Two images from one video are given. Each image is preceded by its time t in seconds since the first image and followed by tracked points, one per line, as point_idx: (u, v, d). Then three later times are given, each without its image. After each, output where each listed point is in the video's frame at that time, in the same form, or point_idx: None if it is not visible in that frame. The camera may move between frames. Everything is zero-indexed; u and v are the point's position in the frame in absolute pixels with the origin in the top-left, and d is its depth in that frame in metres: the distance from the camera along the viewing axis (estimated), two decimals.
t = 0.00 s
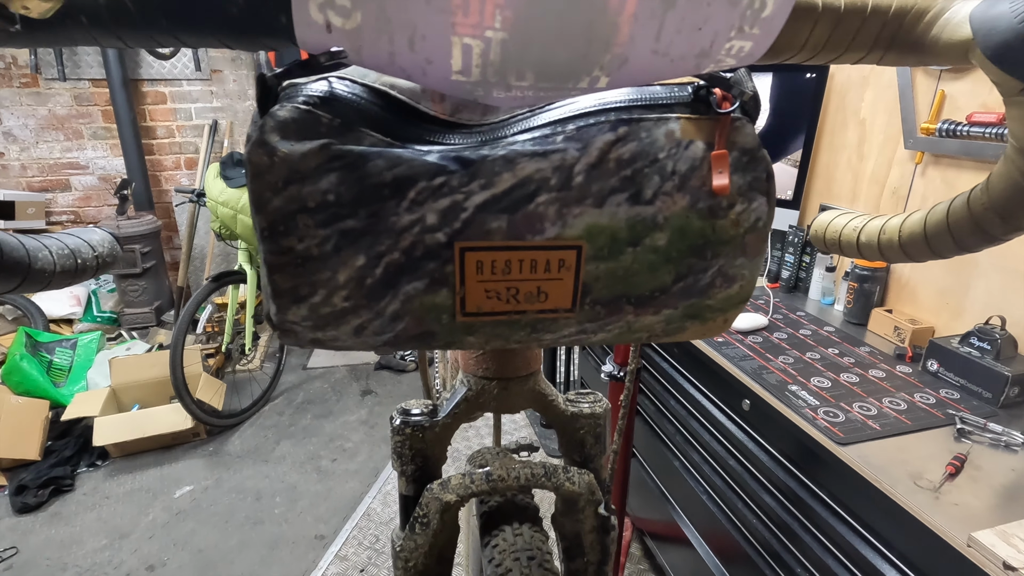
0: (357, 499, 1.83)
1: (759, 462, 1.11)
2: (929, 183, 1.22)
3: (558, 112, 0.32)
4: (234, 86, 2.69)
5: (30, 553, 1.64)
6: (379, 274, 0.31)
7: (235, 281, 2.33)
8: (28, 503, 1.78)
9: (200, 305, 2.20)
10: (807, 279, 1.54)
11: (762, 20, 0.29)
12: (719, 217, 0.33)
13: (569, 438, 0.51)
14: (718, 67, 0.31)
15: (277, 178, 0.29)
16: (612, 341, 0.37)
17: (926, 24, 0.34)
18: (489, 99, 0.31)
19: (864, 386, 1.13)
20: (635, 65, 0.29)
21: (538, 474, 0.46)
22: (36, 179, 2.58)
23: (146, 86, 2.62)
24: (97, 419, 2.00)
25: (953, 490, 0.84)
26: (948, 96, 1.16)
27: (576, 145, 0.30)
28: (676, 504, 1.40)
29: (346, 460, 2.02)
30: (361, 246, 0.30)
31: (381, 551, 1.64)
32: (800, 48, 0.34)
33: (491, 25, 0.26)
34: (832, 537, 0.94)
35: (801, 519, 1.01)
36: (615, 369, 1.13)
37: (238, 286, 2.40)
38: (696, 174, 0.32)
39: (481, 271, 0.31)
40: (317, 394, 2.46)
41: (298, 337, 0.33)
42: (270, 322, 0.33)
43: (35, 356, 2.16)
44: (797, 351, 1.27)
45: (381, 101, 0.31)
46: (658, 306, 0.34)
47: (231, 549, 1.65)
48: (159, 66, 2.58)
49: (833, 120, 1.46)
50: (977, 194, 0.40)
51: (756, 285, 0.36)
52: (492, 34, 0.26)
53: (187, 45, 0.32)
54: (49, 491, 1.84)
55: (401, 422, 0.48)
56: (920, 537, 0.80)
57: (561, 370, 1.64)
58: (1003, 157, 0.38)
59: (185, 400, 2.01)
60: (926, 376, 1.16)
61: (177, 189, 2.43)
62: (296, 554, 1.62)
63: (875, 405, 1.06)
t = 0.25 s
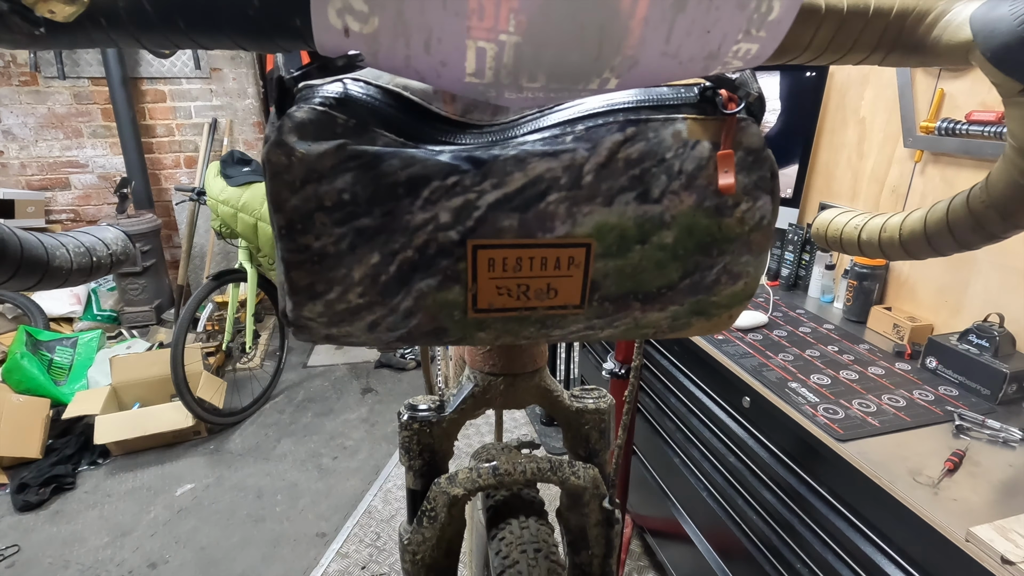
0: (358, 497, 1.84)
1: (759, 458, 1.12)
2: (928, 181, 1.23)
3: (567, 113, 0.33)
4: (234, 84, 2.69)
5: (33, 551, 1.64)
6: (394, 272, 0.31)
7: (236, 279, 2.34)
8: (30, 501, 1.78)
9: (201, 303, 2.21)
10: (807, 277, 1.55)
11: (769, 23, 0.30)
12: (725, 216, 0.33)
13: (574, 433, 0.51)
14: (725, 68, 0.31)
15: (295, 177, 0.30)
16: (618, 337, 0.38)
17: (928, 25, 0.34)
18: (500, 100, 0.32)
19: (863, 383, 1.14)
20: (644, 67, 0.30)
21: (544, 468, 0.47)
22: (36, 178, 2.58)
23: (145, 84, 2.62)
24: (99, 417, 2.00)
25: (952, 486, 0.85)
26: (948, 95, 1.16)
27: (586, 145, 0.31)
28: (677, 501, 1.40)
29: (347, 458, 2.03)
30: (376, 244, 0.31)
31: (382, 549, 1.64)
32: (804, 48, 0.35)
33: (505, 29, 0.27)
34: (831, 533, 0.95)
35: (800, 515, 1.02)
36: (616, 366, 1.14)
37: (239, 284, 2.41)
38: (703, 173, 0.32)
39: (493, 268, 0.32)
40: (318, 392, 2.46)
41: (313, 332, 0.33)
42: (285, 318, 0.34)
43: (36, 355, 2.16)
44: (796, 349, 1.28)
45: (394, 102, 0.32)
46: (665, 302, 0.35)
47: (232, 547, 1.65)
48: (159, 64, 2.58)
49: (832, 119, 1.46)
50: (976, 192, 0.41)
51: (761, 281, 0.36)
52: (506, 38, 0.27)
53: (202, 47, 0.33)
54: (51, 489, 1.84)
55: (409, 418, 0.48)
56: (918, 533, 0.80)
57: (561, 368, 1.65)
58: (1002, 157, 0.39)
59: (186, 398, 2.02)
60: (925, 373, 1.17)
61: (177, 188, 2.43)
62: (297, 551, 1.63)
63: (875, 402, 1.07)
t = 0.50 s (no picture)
0: (358, 495, 1.84)
1: (758, 456, 1.12)
2: (927, 179, 1.23)
3: (570, 108, 0.32)
4: (232, 82, 2.69)
5: (32, 550, 1.64)
6: (397, 268, 0.31)
7: (235, 278, 2.34)
8: (29, 500, 1.78)
9: (200, 302, 2.20)
10: (806, 275, 1.56)
11: (771, 17, 0.30)
12: (728, 211, 0.33)
13: (575, 430, 0.51)
14: (729, 62, 0.31)
15: (298, 174, 0.30)
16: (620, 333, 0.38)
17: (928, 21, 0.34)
18: (504, 96, 0.32)
19: (862, 380, 1.14)
20: (648, 62, 0.30)
21: (546, 464, 0.47)
22: (34, 176, 2.57)
23: (143, 83, 2.61)
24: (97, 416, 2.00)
25: (951, 482, 0.85)
26: (946, 92, 1.16)
27: (588, 141, 0.31)
28: (676, 499, 1.41)
29: (346, 456, 2.03)
30: (379, 240, 0.31)
31: (382, 547, 1.64)
32: (805, 45, 0.35)
33: (508, 26, 0.27)
34: (830, 529, 0.95)
35: (799, 512, 1.02)
36: (616, 364, 1.15)
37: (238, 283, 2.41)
38: (706, 169, 0.32)
39: (496, 264, 0.32)
40: (317, 390, 2.46)
41: (316, 329, 0.33)
42: (288, 315, 0.34)
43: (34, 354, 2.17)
44: (796, 346, 1.28)
45: (396, 98, 0.32)
46: (667, 298, 0.35)
47: (232, 545, 1.66)
48: (157, 62, 2.58)
49: (831, 116, 1.46)
50: (977, 188, 0.41)
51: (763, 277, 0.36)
52: (510, 35, 0.27)
53: (203, 44, 0.33)
54: (50, 488, 1.84)
55: (410, 415, 0.48)
56: (917, 529, 0.81)
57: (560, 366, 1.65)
58: (1003, 152, 0.39)
59: (185, 396, 2.02)
60: (923, 371, 1.17)
61: (176, 187, 2.43)
62: (297, 549, 1.63)
63: (874, 399, 1.07)
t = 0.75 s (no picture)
0: (358, 494, 1.83)
1: (760, 454, 1.12)
2: (930, 175, 1.22)
3: (577, 95, 0.32)
4: (231, 80, 2.69)
5: (31, 549, 1.63)
6: (400, 259, 0.31)
7: (234, 276, 2.33)
8: (27, 500, 1.77)
9: (199, 300, 2.19)
10: (807, 272, 1.55)
11: None
12: (740, 201, 0.33)
13: (580, 427, 0.51)
14: (743, 45, 0.31)
15: (299, 161, 0.29)
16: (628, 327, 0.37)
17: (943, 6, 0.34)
18: (510, 81, 0.31)
19: (864, 377, 1.13)
20: (659, 46, 0.29)
21: (550, 462, 0.46)
22: (31, 175, 2.55)
23: (141, 80, 2.60)
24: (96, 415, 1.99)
25: (955, 480, 0.85)
26: (949, 88, 1.16)
27: (597, 128, 0.30)
28: (677, 497, 1.40)
29: (346, 455, 2.02)
30: (382, 230, 0.30)
31: (382, 546, 1.64)
32: (818, 31, 0.34)
33: (516, 7, 0.26)
34: (833, 527, 0.94)
35: (801, 510, 1.02)
36: (618, 362, 1.14)
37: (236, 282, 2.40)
38: (717, 157, 0.32)
39: (502, 255, 0.31)
40: (316, 389, 2.45)
41: (316, 322, 0.33)
42: (289, 308, 0.33)
43: (33, 353, 2.16)
44: (798, 344, 1.28)
45: (399, 84, 0.31)
46: (677, 290, 0.34)
47: (232, 544, 1.65)
48: (155, 60, 2.57)
49: (833, 113, 1.46)
50: (992, 179, 0.40)
51: (774, 269, 0.36)
52: (517, 16, 0.26)
53: (200, 29, 0.32)
54: (49, 487, 1.83)
55: (412, 412, 0.48)
56: (921, 527, 0.80)
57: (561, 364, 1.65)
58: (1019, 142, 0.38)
59: (185, 395, 2.01)
60: (926, 368, 1.16)
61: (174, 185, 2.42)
62: (297, 548, 1.63)
63: (876, 397, 1.06)
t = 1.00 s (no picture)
0: (356, 494, 1.83)
1: (758, 454, 1.11)
2: (929, 173, 1.21)
3: (573, 94, 0.31)
4: (228, 79, 2.68)
5: (27, 551, 1.62)
6: (392, 261, 0.30)
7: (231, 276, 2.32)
8: (24, 501, 1.76)
9: (196, 300, 2.18)
10: (806, 271, 1.55)
11: None
12: (738, 202, 0.32)
13: (577, 429, 0.50)
14: (742, 42, 0.30)
15: (287, 162, 0.28)
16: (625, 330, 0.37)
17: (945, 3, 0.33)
18: (504, 80, 0.30)
19: (863, 377, 1.13)
20: (656, 43, 0.29)
21: (547, 465, 0.46)
22: (27, 174, 2.54)
23: (138, 80, 2.59)
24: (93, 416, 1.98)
25: (954, 480, 0.84)
26: (947, 87, 1.15)
27: (593, 128, 0.30)
28: (676, 497, 1.40)
29: (344, 455, 2.01)
30: (373, 232, 0.29)
31: (381, 546, 1.63)
32: (818, 28, 0.33)
33: (509, 3, 0.25)
34: (831, 527, 0.94)
35: (800, 510, 1.01)
36: (616, 362, 1.13)
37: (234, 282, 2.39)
38: (715, 157, 0.31)
39: (496, 257, 0.31)
40: (314, 389, 2.45)
41: (308, 326, 0.32)
42: (279, 311, 0.32)
43: (29, 354, 2.14)
44: (797, 343, 1.27)
45: (391, 83, 0.30)
46: (675, 293, 0.34)
47: (230, 545, 1.64)
48: (151, 59, 2.56)
49: (832, 111, 1.45)
50: (994, 178, 0.39)
51: (774, 271, 0.35)
52: (510, 13, 0.25)
53: (188, 27, 0.31)
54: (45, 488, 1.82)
55: (407, 415, 0.47)
56: (920, 527, 0.80)
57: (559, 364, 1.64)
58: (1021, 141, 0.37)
59: (182, 395, 2.00)
60: (925, 367, 1.16)
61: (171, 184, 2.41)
62: (295, 549, 1.62)
63: (875, 396, 1.06)
